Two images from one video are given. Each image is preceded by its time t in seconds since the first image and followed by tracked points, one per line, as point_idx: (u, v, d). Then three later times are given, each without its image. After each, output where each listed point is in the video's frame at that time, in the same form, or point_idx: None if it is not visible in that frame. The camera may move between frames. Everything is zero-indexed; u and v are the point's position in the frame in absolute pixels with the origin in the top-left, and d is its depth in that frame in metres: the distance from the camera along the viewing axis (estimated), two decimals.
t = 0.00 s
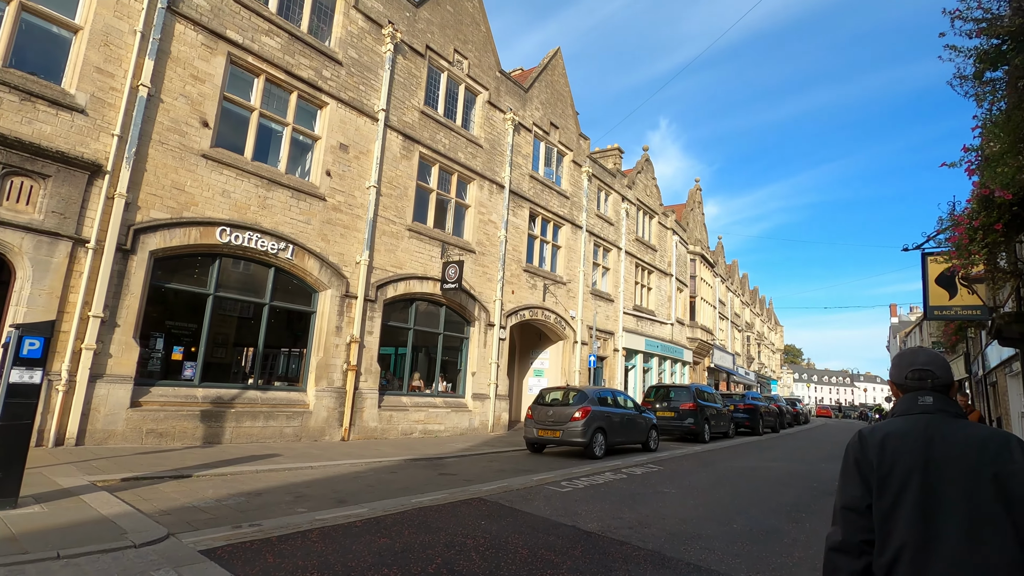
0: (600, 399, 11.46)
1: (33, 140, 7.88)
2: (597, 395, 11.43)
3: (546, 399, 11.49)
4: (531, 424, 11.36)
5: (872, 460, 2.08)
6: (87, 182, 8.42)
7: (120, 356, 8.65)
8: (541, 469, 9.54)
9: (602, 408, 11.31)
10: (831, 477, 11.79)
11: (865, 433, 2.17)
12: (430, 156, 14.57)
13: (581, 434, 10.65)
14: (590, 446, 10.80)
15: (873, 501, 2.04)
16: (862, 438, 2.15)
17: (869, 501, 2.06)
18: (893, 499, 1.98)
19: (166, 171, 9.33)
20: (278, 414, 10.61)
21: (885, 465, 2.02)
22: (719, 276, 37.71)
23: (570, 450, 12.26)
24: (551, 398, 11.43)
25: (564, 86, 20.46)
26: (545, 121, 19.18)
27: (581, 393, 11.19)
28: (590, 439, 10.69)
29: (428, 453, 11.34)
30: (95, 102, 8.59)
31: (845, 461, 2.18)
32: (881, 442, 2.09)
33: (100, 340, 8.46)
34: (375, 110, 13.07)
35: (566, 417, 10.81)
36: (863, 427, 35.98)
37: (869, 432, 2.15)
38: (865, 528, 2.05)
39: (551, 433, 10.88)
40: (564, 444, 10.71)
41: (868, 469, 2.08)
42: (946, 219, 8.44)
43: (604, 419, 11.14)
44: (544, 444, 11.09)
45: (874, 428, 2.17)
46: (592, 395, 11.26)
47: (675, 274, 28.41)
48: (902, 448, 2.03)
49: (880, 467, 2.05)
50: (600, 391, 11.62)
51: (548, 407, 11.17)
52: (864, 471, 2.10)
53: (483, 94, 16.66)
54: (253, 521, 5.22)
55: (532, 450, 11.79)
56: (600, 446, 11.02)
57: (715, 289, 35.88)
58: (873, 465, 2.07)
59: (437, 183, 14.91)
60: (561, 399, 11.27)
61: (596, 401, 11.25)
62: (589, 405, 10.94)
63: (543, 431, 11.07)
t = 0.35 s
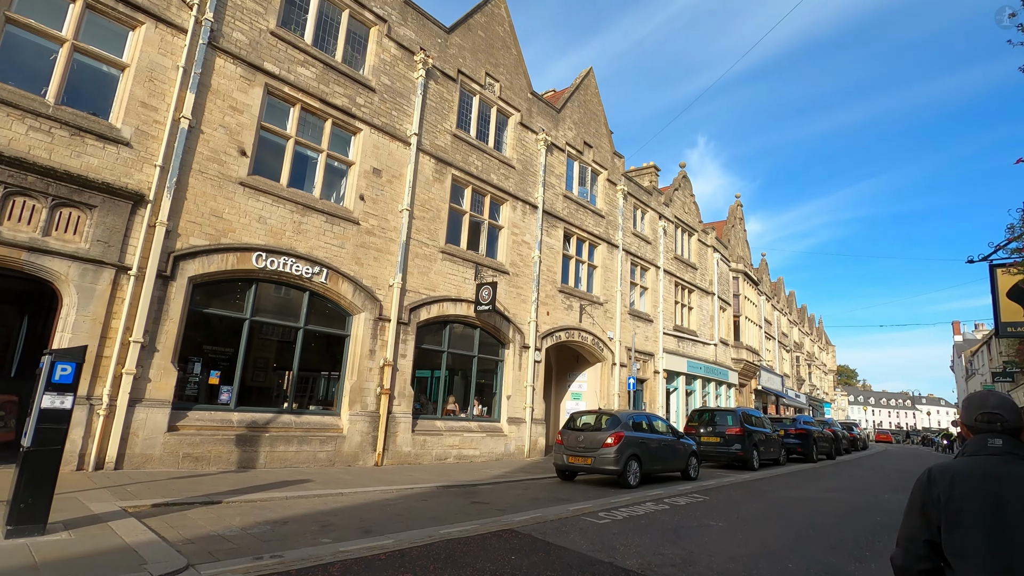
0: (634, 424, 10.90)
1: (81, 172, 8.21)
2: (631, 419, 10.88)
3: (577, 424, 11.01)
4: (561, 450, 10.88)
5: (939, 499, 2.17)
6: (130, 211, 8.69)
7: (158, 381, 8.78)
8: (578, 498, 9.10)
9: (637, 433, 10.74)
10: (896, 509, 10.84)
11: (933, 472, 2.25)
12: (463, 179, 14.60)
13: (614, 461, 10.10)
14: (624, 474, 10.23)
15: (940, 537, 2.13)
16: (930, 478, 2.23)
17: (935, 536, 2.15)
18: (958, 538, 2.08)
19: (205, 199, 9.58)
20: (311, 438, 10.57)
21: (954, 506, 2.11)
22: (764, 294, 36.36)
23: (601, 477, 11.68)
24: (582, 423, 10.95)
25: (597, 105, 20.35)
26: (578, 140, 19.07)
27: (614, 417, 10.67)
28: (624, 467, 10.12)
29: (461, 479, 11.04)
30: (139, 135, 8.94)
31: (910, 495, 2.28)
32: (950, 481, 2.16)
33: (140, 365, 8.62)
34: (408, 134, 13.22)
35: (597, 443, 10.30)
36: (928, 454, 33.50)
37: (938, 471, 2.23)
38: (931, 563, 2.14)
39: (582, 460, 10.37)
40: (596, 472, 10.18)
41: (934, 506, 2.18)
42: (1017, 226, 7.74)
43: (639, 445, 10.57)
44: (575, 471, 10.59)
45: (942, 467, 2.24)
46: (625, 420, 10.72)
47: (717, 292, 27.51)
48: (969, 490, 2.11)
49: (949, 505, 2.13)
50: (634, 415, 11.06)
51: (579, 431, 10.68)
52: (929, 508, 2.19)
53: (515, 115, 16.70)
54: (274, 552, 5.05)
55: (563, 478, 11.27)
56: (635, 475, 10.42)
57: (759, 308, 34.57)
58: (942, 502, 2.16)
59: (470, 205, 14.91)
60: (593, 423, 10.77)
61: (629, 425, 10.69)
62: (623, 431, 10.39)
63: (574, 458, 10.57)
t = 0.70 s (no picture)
0: (663, 443, 10.28)
1: (119, 201, 8.54)
2: (660, 439, 10.27)
3: (603, 444, 10.48)
4: (586, 471, 10.38)
5: (1005, 489, 2.24)
6: (165, 237, 8.97)
7: (192, 403, 8.92)
8: (613, 522, 8.69)
9: (667, 453, 10.12)
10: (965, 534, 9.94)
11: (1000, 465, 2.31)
12: (491, 196, 14.59)
13: (642, 484, 9.48)
14: (653, 498, 9.61)
15: (1007, 523, 2.19)
16: (992, 469, 2.32)
17: (1003, 522, 2.22)
18: None
19: (237, 224, 9.81)
20: (342, 460, 10.53)
21: (1015, 494, 2.17)
22: (809, 306, 34.90)
23: (631, 501, 11.05)
24: (608, 443, 10.42)
25: (626, 119, 20.15)
26: (607, 154, 18.87)
27: (642, 437, 10.09)
28: (653, 490, 9.52)
29: (492, 502, 10.76)
30: (174, 163, 9.26)
31: (978, 489, 2.38)
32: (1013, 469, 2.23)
33: (175, 388, 8.79)
34: (435, 154, 13.32)
35: (624, 464, 9.74)
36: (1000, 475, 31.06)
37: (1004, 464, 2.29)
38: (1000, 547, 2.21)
39: (608, 483, 9.82)
40: (623, 495, 9.60)
41: (1000, 496, 2.26)
42: None
43: (669, 467, 9.94)
44: (602, 494, 10.04)
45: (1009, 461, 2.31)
46: (654, 439, 10.12)
47: (758, 305, 26.53)
48: None
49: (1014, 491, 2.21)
50: (663, 434, 10.45)
51: (605, 452, 10.15)
52: (998, 497, 2.26)
53: (542, 132, 16.67)
54: None
55: (590, 501, 10.73)
56: (664, 498, 9.80)
57: (805, 320, 33.19)
58: (1007, 490, 2.23)
59: (499, 223, 14.85)
60: (619, 443, 10.21)
61: (658, 445, 10.08)
62: (651, 451, 9.79)
63: (600, 480, 10.04)
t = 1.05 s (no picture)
0: (684, 464, 9.79)
1: (147, 224, 8.77)
2: (680, 459, 9.79)
3: (621, 465, 10.04)
4: (603, 494, 9.94)
5: None
6: (191, 258, 9.16)
7: (215, 422, 9.00)
8: (640, 548, 8.31)
9: (688, 475, 9.63)
10: None
11: None
12: (513, 213, 14.52)
13: (662, 508, 9.01)
14: (673, 522, 9.11)
15: None
16: None
17: None
18: None
19: (261, 244, 9.97)
20: (364, 480, 10.45)
21: None
22: (849, 319, 33.53)
23: (651, 526, 10.56)
24: (626, 463, 9.98)
25: (650, 132, 19.94)
26: (632, 168, 18.64)
27: (661, 457, 9.64)
28: (673, 514, 9.03)
29: (516, 524, 10.47)
30: (201, 187, 9.50)
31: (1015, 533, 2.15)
32: None
33: (198, 407, 8.88)
34: (456, 172, 13.36)
35: (642, 486, 9.29)
36: None
37: None
38: None
39: (625, 506, 9.36)
40: (641, 519, 9.13)
41: None
42: None
43: (690, 489, 9.43)
44: (619, 518, 9.58)
45: None
46: (674, 460, 9.65)
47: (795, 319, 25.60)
48: None
49: None
50: (684, 454, 9.98)
51: (622, 473, 9.73)
52: None
53: (564, 147, 16.58)
54: None
55: (607, 526, 10.27)
56: (686, 523, 9.29)
57: (845, 334, 31.88)
58: None
59: (521, 239, 14.75)
60: (638, 464, 9.77)
61: (679, 466, 9.61)
62: (671, 472, 9.33)
63: (616, 503, 9.59)
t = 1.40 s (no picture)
0: (704, 479, 9.34)
1: (169, 239, 8.90)
2: (700, 474, 9.34)
3: (637, 480, 9.63)
4: (618, 510, 9.55)
5: None
6: (212, 271, 9.26)
7: (235, 435, 9.00)
8: (667, 568, 7.93)
9: (708, 490, 9.17)
10: None
11: None
12: (533, 223, 14.38)
13: (679, 526, 8.56)
14: (692, 542, 8.65)
15: None
16: None
17: None
18: None
19: (280, 257, 10.03)
20: (383, 494, 10.31)
21: None
22: (887, 328, 32.25)
23: (670, 545, 10.10)
24: (642, 478, 9.57)
25: (673, 139, 19.65)
26: (654, 176, 18.35)
27: (679, 472, 9.22)
28: (692, 532, 8.57)
29: (539, 541, 10.16)
30: (222, 201, 9.63)
31: None
32: None
33: (218, 420, 8.90)
34: (475, 183, 13.31)
35: (658, 502, 8.88)
36: None
37: None
38: None
39: (641, 524, 8.95)
40: (657, 538, 8.70)
41: None
42: None
43: (710, 506, 8.96)
44: (635, 537, 9.16)
45: None
46: (693, 475, 9.21)
47: (829, 328, 24.71)
48: None
49: None
50: (704, 468, 9.53)
51: (638, 488, 9.33)
52: None
53: (585, 156, 16.40)
54: None
55: (623, 544, 9.84)
56: (706, 543, 8.80)
57: (883, 344, 30.64)
58: None
59: (542, 249, 14.58)
60: (654, 479, 9.36)
61: (698, 481, 9.16)
62: (689, 488, 8.90)
63: (632, 521, 9.18)
